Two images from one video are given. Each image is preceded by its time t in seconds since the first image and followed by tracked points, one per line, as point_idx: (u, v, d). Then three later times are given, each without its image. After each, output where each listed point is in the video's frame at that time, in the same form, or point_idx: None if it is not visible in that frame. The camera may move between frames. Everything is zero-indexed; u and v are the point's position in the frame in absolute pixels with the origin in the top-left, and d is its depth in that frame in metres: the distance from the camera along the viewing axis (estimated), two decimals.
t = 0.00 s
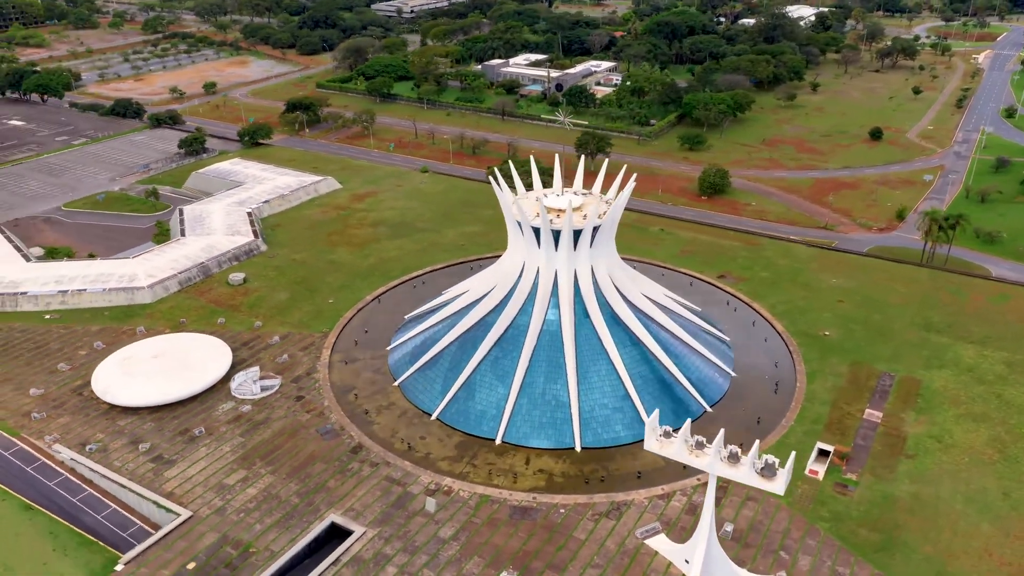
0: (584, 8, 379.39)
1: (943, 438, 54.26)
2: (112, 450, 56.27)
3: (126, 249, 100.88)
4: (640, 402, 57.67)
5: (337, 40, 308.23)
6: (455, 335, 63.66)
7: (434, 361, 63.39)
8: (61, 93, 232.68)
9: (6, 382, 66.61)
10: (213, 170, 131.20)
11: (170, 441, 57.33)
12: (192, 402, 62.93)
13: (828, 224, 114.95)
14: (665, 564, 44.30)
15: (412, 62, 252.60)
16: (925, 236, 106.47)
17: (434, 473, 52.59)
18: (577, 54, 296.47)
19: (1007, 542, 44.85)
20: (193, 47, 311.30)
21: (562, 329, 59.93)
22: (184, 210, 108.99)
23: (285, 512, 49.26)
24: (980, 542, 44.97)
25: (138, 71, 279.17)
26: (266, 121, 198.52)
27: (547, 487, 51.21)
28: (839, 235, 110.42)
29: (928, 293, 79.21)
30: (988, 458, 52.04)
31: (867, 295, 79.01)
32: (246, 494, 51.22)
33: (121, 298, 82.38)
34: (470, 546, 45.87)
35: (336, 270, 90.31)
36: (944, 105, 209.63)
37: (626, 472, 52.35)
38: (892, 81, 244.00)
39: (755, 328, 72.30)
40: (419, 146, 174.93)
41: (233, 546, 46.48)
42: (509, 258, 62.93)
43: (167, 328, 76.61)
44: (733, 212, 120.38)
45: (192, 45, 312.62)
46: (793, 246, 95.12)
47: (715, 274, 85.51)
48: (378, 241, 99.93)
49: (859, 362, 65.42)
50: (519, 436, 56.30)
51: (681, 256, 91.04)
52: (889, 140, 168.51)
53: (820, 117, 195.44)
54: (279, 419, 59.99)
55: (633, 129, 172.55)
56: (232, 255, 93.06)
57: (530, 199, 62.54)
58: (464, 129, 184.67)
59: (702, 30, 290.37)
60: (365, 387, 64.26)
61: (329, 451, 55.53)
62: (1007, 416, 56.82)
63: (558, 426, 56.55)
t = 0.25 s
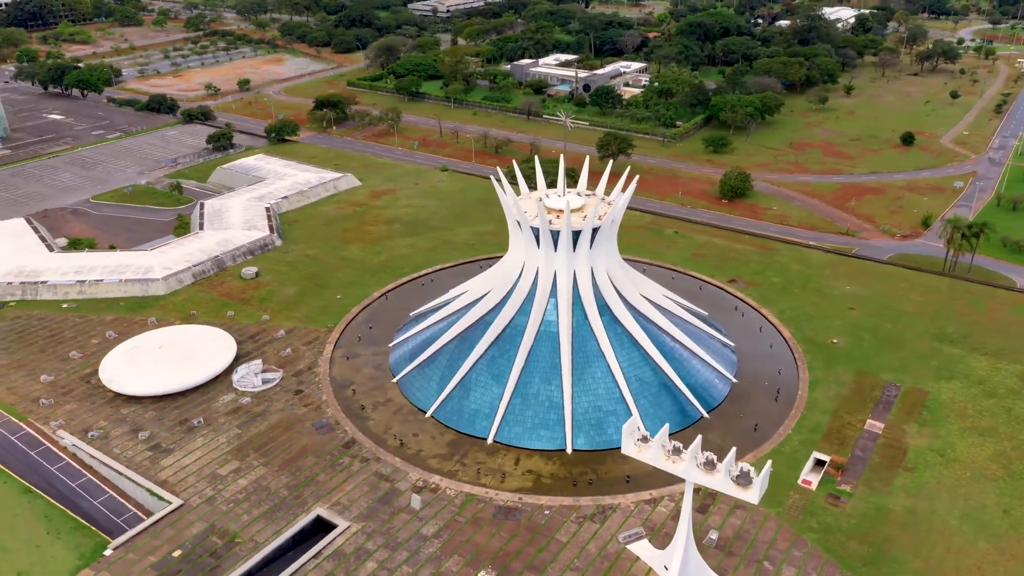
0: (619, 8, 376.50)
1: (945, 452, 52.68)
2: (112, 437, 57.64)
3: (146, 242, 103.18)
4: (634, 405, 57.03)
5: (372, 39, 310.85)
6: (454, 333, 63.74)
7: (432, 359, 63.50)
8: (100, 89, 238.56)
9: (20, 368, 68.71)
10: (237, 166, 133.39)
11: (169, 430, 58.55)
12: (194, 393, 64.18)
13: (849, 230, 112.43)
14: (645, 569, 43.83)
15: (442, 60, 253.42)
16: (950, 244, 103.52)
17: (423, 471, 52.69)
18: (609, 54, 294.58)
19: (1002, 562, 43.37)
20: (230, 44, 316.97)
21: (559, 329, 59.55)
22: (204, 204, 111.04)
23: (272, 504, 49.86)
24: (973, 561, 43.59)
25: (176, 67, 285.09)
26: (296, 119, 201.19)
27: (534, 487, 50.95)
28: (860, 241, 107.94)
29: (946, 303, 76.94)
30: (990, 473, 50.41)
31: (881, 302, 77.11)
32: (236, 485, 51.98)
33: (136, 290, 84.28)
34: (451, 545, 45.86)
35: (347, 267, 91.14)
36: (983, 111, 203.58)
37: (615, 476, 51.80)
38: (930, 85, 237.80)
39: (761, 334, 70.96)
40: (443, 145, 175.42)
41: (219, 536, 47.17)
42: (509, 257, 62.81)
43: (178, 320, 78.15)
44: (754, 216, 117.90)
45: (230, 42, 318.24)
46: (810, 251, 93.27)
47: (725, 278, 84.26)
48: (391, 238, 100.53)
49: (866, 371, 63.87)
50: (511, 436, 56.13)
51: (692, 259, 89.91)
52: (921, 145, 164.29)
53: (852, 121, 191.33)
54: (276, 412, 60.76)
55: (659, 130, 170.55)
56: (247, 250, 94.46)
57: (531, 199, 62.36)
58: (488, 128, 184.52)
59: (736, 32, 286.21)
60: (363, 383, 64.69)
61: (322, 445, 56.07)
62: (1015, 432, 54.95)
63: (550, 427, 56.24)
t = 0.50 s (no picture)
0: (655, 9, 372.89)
1: (946, 466, 51.21)
2: (115, 425, 59.03)
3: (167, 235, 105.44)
4: (628, 408, 56.46)
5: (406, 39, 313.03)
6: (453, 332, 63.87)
7: (430, 357, 63.68)
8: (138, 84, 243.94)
9: (34, 355, 70.78)
10: (261, 162, 135.44)
11: (170, 420, 59.77)
12: (197, 384, 65.38)
13: (872, 236, 109.84)
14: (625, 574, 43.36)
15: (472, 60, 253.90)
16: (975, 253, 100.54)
17: (412, 467, 52.86)
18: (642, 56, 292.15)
19: None
20: (268, 43, 322.13)
21: (556, 330, 59.27)
22: (225, 199, 112.98)
23: (261, 496, 50.50)
24: None
25: (214, 65, 290.55)
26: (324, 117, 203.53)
27: (521, 488, 50.73)
28: (881, 247, 105.43)
29: (963, 313, 74.75)
30: (991, 489, 48.89)
31: (895, 310, 75.21)
32: (228, 475, 52.76)
33: (152, 281, 86.19)
34: (432, 542, 45.95)
35: (359, 263, 91.92)
36: None
37: (604, 479, 51.30)
38: (970, 89, 231.18)
39: (767, 340, 69.62)
40: (467, 144, 175.67)
41: (207, 525, 47.92)
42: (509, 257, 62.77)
43: (189, 312, 79.68)
44: (774, 220, 115.52)
45: (267, 41, 323.44)
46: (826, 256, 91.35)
47: (736, 282, 83.03)
48: (405, 236, 101.14)
49: (872, 380, 62.36)
50: (503, 436, 56.02)
51: (704, 262, 88.74)
52: (955, 151, 159.87)
53: (885, 125, 186.94)
54: (274, 405, 61.55)
55: (684, 132, 168.43)
56: (262, 244, 95.82)
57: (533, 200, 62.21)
58: (513, 128, 184.03)
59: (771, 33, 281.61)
60: (363, 379, 65.15)
61: (316, 439, 56.62)
62: (1022, 447, 53.15)
63: (543, 428, 56.01)
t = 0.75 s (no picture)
0: (693, 9, 367.88)
1: (945, 480, 49.79)
2: (119, 414, 60.61)
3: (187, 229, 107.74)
4: (622, 411, 55.92)
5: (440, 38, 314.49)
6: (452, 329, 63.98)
7: (429, 355, 63.90)
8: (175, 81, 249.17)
9: (50, 344, 73.01)
10: (284, 158, 137.41)
11: (171, 410, 61.07)
12: (202, 375, 66.67)
13: (895, 242, 106.97)
14: None
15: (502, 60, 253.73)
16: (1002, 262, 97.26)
17: (401, 464, 53.14)
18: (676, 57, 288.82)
19: None
20: (305, 41, 326.73)
21: (552, 331, 59.03)
22: (246, 195, 114.94)
23: (251, 487, 51.28)
24: None
25: (251, 62, 295.56)
26: (353, 115, 205.46)
27: (508, 488, 50.63)
28: (903, 254, 102.65)
29: (981, 322, 72.32)
30: (991, 506, 47.41)
31: (909, 318, 73.15)
32: (222, 465, 53.68)
33: (167, 273, 88.09)
34: (413, 539, 46.17)
35: (370, 261, 92.66)
36: None
37: (591, 482, 50.93)
38: (1015, 94, 223.67)
39: (773, 347, 68.28)
40: (490, 143, 175.37)
41: (197, 514, 48.79)
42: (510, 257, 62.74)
43: (200, 305, 81.32)
44: (795, 225, 112.56)
45: (304, 39, 328.06)
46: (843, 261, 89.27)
47: (747, 286, 81.57)
48: (418, 234, 101.66)
49: (877, 388, 60.74)
50: (495, 435, 56.01)
51: (716, 264, 87.42)
52: (991, 157, 154.89)
53: (920, 130, 181.83)
54: (274, 398, 62.45)
55: (709, 134, 164.20)
56: (277, 239, 97.18)
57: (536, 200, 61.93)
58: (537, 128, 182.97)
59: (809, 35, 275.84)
60: (363, 374, 65.74)
61: (311, 433, 57.29)
62: None
63: (535, 430, 55.82)
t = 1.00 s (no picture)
0: (738, 10, 361.68)
1: (942, 498, 48.23)
2: (125, 400, 62.35)
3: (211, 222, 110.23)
4: (614, 415, 55.44)
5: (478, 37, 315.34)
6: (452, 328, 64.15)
7: (428, 352, 64.19)
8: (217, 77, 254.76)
9: (68, 330, 75.46)
10: (311, 154, 139.48)
11: (175, 398, 62.57)
12: (208, 365, 68.11)
13: (922, 252, 103.76)
14: None
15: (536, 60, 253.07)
16: None
17: (390, 460, 53.52)
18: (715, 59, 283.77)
19: None
20: (346, 39, 331.40)
21: (549, 333, 58.76)
22: (270, 189, 117.03)
23: (242, 476, 52.23)
24: None
25: (292, 59, 300.78)
26: (385, 113, 207.41)
27: (493, 488, 50.61)
28: (930, 265, 99.46)
29: (1001, 336, 69.73)
30: (987, 528, 45.82)
31: (925, 330, 70.92)
32: (216, 454, 54.78)
33: (186, 265, 90.36)
34: (392, 535, 46.50)
35: (384, 257, 93.43)
36: None
37: (577, 486, 50.55)
38: None
39: (778, 356, 66.82)
40: (518, 143, 174.66)
41: (186, 501, 49.91)
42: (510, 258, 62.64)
43: (214, 296, 83.09)
44: (819, 232, 109.36)
45: (345, 37, 332.67)
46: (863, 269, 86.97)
47: (759, 292, 80.06)
48: (434, 232, 102.22)
49: (881, 400, 59.06)
50: (486, 435, 56.03)
51: (730, 268, 85.97)
52: None
53: (961, 137, 176.01)
54: (274, 390, 63.52)
55: (739, 137, 160.04)
56: (295, 234, 98.74)
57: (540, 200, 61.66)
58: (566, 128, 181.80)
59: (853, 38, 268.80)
60: (363, 370, 66.41)
61: (306, 426, 58.10)
62: None
63: (525, 431, 55.71)
